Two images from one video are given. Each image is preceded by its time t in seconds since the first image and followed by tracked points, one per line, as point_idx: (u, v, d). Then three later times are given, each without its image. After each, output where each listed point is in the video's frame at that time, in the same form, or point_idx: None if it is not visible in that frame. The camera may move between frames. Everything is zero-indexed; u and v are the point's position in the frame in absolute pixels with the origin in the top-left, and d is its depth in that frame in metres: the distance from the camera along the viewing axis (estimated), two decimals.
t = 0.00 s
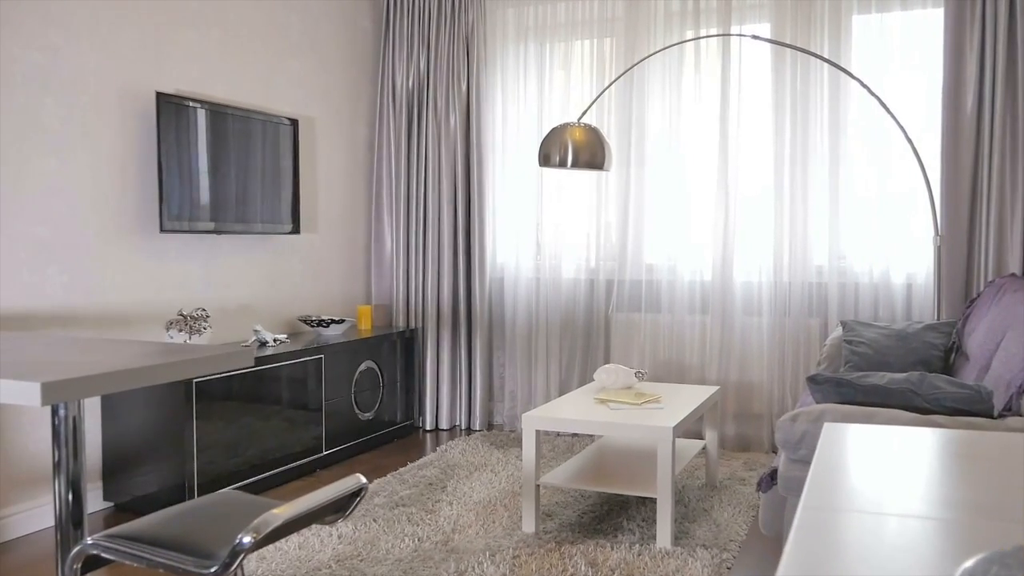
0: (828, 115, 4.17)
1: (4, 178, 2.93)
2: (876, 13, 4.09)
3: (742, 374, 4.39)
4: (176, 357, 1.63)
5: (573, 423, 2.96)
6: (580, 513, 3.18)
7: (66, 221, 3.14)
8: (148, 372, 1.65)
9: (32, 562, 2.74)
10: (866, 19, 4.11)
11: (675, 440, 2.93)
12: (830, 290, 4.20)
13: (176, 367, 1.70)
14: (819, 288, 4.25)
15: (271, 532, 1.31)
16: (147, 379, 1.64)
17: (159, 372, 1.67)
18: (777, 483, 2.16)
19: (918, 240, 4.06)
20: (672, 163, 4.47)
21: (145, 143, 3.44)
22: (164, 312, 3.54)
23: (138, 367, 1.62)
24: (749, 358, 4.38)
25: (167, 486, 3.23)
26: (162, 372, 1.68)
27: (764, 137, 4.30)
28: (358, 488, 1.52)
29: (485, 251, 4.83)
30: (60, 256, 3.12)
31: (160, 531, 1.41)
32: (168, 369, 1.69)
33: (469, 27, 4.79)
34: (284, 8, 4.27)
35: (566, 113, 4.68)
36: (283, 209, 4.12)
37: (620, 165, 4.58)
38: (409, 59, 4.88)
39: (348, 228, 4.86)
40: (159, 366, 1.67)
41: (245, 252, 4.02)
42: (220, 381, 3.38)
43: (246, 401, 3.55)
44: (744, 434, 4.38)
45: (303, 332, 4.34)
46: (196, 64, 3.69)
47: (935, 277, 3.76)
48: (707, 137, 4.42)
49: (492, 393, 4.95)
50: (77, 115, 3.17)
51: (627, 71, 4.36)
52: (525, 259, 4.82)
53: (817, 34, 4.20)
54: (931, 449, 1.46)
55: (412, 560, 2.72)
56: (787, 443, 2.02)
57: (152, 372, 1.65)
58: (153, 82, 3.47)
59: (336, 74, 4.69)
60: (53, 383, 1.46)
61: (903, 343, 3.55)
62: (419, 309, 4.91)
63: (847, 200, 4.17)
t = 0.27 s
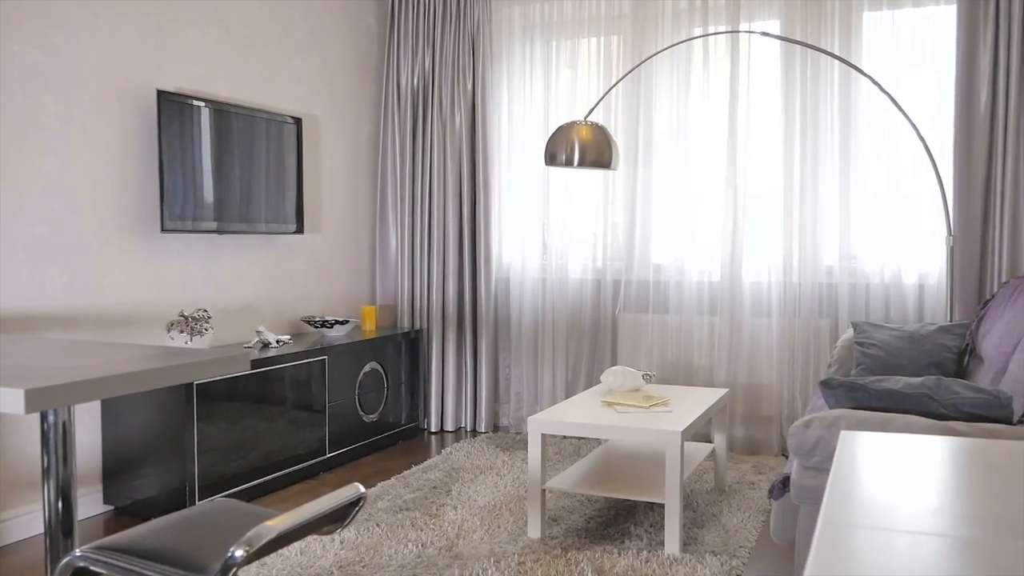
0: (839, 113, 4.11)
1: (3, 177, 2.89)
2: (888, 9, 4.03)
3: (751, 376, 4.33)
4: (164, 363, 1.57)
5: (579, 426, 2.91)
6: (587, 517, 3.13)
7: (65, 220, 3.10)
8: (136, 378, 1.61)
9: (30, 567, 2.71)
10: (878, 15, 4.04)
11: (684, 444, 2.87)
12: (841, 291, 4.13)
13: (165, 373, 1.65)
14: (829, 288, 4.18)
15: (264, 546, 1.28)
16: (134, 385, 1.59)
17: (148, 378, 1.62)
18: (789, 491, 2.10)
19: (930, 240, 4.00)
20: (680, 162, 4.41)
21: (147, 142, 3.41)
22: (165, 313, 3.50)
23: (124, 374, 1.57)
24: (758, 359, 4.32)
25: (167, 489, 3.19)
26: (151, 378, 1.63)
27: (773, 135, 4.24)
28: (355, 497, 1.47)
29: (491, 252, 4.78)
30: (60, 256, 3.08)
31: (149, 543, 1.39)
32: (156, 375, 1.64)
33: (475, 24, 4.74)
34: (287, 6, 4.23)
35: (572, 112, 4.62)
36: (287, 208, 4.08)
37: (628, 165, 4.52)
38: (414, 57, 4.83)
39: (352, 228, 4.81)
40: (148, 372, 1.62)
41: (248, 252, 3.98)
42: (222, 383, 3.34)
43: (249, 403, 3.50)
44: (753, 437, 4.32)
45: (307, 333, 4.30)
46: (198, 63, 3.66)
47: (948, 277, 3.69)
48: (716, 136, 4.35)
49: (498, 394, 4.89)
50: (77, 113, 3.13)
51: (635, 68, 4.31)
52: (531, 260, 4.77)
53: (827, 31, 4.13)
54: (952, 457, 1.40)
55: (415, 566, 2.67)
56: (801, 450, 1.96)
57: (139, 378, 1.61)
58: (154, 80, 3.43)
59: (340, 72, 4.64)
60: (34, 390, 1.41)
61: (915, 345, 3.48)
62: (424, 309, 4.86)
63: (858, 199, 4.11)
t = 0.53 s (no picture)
0: (850, 112, 4.04)
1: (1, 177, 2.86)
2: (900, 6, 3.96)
3: (760, 378, 4.26)
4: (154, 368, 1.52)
5: (587, 429, 2.85)
6: (594, 522, 3.08)
7: (65, 220, 3.06)
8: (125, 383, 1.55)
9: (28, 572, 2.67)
10: (890, 12, 3.98)
11: (694, 448, 2.81)
12: (852, 292, 4.07)
13: (156, 378, 1.60)
14: (840, 289, 4.12)
15: (259, 558, 1.23)
16: (123, 391, 1.54)
17: (140, 383, 1.57)
18: (802, 498, 2.04)
19: (943, 240, 3.93)
20: (688, 161, 4.35)
21: (148, 141, 3.37)
22: (167, 314, 3.46)
23: (111, 380, 1.52)
24: (768, 361, 4.25)
25: (167, 492, 3.15)
26: (139, 384, 1.57)
27: (784, 134, 4.18)
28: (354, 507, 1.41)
29: (497, 252, 4.73)
30: (60, 257, 3.05)
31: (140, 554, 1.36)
32: (146, 380, 1.58)
33: (481, 22, 4.69)
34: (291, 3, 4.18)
35: (579, 110, 4.57)
36: (291, 208, 4.03)
37: (635, 164, 4.46)
38: (419, 55, 4.79)
39: (357, 228, 4.77)
40: (138, 376, 1.56)
41: (252, 252, 3.94)
42: (224, 384, 3.30)
43: (252, 405, 3.46)
44: (763, 440, 4.26)
45: (311, 334, 4.26)
46: (200, 61, 3.62)
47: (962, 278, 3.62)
48: (725, 134, 4.29)
49: (504, 396, 4.84)
50: (77, 112, 3.09)
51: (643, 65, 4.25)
52: (538, 260, 4.72)
53: (838, 28, 4.07)
54: (976, 468, 1.34)
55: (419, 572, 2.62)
56: (815, 456, 1.90)
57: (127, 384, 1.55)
58: (155, 78, 3.40)
59: (345, 71, 4.60)
60: (17, 398, 1.36)
61: (929, 347, 3.42)
62: (430, 310, 4.81)
63: (870, 199, 4.04)
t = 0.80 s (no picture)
0: (862, 110, 3.98)
1: None
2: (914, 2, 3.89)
3: (770, 380, 4.20)
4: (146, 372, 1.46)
5: (596, 433, 2.79)
6: (602, 527, 3.02)
7: (65, 219, 3.02)
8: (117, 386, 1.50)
9: None
10: (903, 9, 3.91)
11: (704, 452, 2.75)
12: (864, 293, 4.00)
13: (150, 381, 1.54)
14: (852, 290, 4.05)
15: (256, 569, 1.18)
16: (115, 395, 1.48)
17: (135, 386, 1.52)
18: (818, 505, 1.99)
19: (955, 240, 3.87)
20: (697, 160, 4.30)
21: (150, 140, 3.33)
22: (169, 315, 3.42)
23: (101, 384, 1.46)
24: (778, 363, 4.19)
25: (169, 495, 3.10)
26: (132, 388, 1.51)
27: (795, 133, 4.11)
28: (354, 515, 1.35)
29: (503, 253, 4.68)
30: (60, 257, 3.01)
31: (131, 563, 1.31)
32: (139, 384, 1.52)
33: (487, 20, 4.64)
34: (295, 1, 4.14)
35: (587, 109, 4.51)
36: (296, 207, 3.99)
37: (644, 163, 4.40)
38: (425, 54, 4.74)
39: (363, 228, 4.72)
40: (130, 380, 1.50)
41: (255, 252, 3.90)
42: (227, 385, 3.25)
43: (256, 407, 3.41)
44: (774, 443, 4.19)
45: (315, 335, 4.21)
46: (203, 59, 3.58)
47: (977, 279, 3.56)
48: (735, 133, 4.23)
49: (510, 398, 4.79)
50: (78, 110, 3.06)
51: (651, 63, 4.19)
52: (544, 260, 4.66)
53: (850, 25, 4.00)
54: (1003, 477, 1.29)
55: None
56: (832, 462, 1.84)
57: (119, 388, 1.49)
58: (157, 76, 3.36)
59: (350, 69, 4.56)
60: (2, 403, 1.30)
61: (944, 349, 3.35)
62: (435, 311, 4.76)
63: (882, 198, 3.98)
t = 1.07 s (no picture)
0: (875, 108, 3.92)
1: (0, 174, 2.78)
2: None
3: (781, 383, 4.14)
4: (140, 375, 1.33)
5: (605, 436, 2.74)
6: (611, 532, 2.97)
7: (66, 219, 2.98)
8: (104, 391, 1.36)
9: None
10: (917, 5, 3.85)
11: (716, 457, 2.69)
12: (877, 294, 3.94)
13: (141, 385, 1.40)
14: (865, 292, 3.99)
15: None
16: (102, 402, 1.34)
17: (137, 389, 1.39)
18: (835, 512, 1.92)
19: (970, 240, 3.80)
20: (707, 159, 4.24)
21: (154, 138, 3.29)
22: (172, 316, 3.38)
23: (84, 388, 1.32)
24: (789, 365, 4.13)
25: (171, 499, 3.06)
26: (120, 394, 1.37)
27: (806, 132, 4.05)
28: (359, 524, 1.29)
29: (510, 253, 4.63)
30: (61, 256, 2.97)
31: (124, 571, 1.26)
32: (127, 389, 1.39)
33: (494, 17, 4.59)
34: None
35: (595, 108, 4.46)
36: (301, 207, 3.95)
37: (653, 162, 4.35)
38: (431, 52, 4.69)
39: (368, 228, 4.68)
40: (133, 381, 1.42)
41: (260, 252, 3.86)
42: (231, 386, 3.20)
43: (260, 409, 3.37)
44: (785, 447, 4.13)
45: (320, 336, 4.17)
46: (207, 57, 3.54)
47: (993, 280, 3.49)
48: (745, 132, 4.17)
49: (517, 400, 4.74)
50: (80, 108, 3.02)
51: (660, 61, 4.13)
52: (552, 261, 4.61)
53: (863, 22, 3.94)
54: None
55: None
56: (851, 468, 1.80)
57: (106, 392, 1.35)
58: (161, 74, 3.32)
59: (355, 68, 4.51)
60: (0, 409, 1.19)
61: (960, 352, 3.28)
62: (441, 312, 4.71)
63: (895, 198, 3.91)
